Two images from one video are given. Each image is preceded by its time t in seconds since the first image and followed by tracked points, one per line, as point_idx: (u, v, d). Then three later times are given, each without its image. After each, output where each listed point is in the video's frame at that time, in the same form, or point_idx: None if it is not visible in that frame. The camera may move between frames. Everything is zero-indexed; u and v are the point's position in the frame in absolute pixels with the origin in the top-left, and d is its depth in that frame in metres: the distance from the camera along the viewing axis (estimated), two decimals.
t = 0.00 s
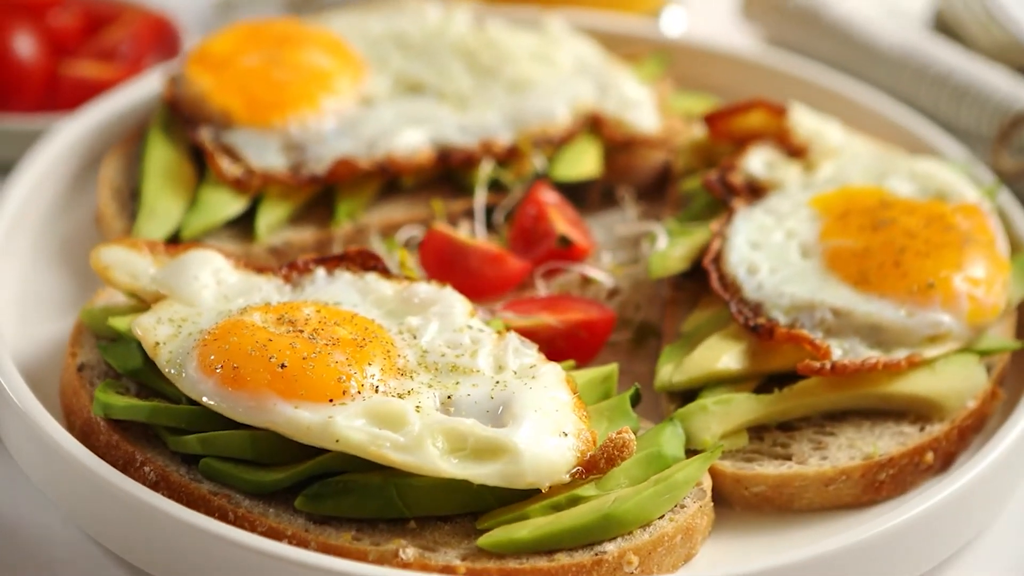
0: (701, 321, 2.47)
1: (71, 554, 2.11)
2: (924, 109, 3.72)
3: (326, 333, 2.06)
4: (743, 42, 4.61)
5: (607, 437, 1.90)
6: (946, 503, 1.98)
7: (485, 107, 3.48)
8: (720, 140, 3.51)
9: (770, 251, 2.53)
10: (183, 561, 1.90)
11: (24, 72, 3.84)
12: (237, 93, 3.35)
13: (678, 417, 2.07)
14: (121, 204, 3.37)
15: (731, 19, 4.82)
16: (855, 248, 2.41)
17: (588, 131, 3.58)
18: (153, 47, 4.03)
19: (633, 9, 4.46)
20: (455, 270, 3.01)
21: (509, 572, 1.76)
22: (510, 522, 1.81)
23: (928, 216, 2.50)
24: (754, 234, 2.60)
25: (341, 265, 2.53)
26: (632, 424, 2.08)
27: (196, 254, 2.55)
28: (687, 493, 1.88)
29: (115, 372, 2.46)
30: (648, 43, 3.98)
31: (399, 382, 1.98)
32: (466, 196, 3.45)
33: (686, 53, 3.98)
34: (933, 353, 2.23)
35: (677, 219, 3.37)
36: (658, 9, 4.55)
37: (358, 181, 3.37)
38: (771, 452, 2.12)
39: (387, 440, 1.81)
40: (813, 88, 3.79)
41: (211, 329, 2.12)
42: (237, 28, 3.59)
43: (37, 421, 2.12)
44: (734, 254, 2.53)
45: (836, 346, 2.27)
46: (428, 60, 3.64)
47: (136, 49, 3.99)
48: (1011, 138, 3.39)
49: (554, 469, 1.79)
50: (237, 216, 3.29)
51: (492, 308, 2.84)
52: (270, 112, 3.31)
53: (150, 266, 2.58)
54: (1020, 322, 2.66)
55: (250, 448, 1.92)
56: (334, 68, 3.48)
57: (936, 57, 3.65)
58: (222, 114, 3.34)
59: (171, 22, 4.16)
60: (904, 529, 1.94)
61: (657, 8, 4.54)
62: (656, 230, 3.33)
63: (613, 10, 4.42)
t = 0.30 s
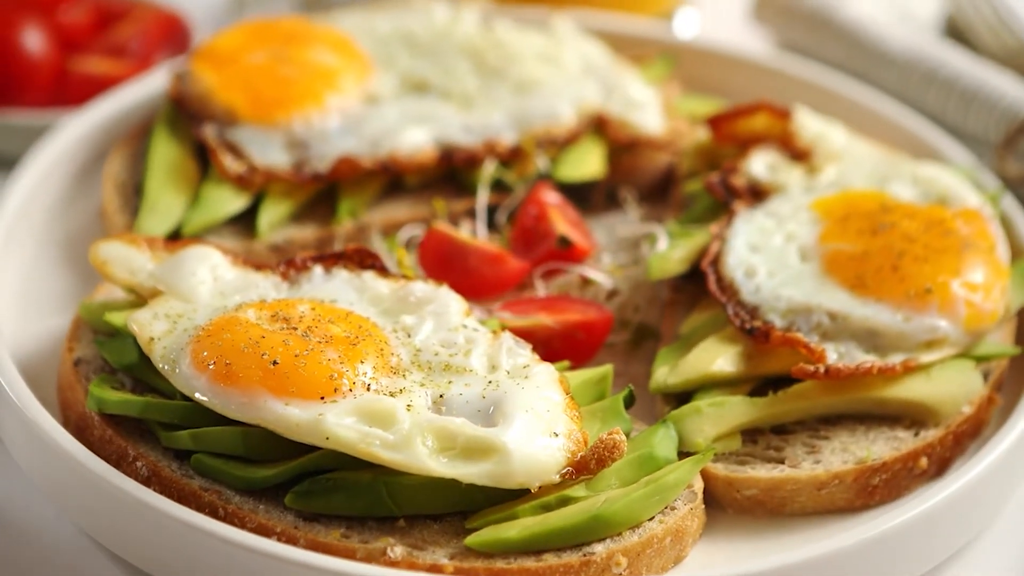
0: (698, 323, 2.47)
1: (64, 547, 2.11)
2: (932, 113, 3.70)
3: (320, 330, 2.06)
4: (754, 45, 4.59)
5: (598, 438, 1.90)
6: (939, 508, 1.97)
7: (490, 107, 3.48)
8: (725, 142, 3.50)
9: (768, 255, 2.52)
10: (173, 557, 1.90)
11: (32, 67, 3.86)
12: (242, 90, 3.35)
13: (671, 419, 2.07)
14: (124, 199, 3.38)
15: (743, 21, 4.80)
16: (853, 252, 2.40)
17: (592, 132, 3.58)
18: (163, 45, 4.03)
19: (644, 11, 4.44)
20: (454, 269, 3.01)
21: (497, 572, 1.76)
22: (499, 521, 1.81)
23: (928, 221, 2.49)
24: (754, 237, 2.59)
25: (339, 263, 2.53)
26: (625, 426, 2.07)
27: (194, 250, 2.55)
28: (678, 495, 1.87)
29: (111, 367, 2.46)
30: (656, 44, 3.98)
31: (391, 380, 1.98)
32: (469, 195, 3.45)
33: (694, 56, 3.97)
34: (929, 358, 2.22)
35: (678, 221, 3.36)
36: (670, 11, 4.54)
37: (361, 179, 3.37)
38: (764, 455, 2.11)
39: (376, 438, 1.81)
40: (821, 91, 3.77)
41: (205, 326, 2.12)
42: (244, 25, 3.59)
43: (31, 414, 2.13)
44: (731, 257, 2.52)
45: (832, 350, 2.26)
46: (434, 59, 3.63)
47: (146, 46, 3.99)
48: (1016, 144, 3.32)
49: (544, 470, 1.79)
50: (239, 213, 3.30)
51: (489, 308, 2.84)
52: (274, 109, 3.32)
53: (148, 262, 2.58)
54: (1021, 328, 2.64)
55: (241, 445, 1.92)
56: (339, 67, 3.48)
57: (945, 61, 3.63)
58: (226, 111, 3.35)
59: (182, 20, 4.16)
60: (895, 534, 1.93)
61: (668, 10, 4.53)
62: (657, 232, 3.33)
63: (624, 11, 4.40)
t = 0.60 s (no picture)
0: (695, 325, 2.46)
1: (56, 540, 2.11)
2: (940, 119, 3.68)
3: (312, 327, 2.06)
4: (768, 48, 4.57)
5: (588, 439, 1.89)
6: (929, 515, 1.96)
7: (496, 107, 3.47)
8: (730, 145, 3.49)
9: (767, 258, 2.51)
10: (161, 551, 1.90)
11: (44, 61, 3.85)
12: (247, 87, 3.36)
13: (662, 421, 2.06)
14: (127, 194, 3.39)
15: (756, 24, 4.78)
16: (851, 256, 2.39)
17: (598, 133, 3.57)
18: (174, 40, 4.04)
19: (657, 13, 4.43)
20: (453, 268, 3.01)
21: (482, 571, 1.75)
22: (486, 521, 1.81)
23: (929, 227, 2.48)
24: (753, 240, 2.58)
25: (336, 261, 2.53)
26: (617, 428, 2.06)
27: (193, 246, 2.56)
28: (667, 497, 1.86)
29: (107, 361, 2.47)
30: (666, 46, 3.97)
31: (382, 378, 1.98)
32: (471, 195, 3.44)
33: (703, 58, 3.96)
34: (925, 364, 2.20)
35: (680, 223, 3.35)
36: (684, 14, 4.53)
37: (364, 178, 3.37)
38: (756, 459, 2.10)
39: (364, 436, 1.80)
40: (830, 95, 3.76)
41: (199, 321, 2.12)
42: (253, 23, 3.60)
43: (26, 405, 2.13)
44: (730, 260, 2.51)
45: (827, 354, 2.24)
46: (442, 58, 3.63)
47: (157, 42, 4.00)
48: None
49: (532, 470, 1.78)
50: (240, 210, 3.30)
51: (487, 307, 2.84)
52: (279, 106, 3.32)
53: (146, 257, 2.59)
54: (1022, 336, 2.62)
55: (231, 440, 1.92)
56: (345, 65, 3.48)
57: (954, 66, 3.61)
58: (232, 108, 3.35)
59: (194, 16, 4.18)
60: (885, 540, 1.92)
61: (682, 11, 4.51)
62: (658, 234, 3.32)
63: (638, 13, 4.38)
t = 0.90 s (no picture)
0: (692, 327, 2.45)
1: (49, 534, 2.11)
2: (948, 124, 3.66)
3: (306, 325, 2.06)
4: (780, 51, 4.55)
5: (578, 440, 1.89)
6: (921, 520, 1.95)
7: (501, 107, 3.47)
8: (734, 148, 3.48)
9: (765, 261, 2.50)
10: (152, 547, 1.90)
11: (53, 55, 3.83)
12: (253, 85, 3.36)
13: (655, 423, 2.06)
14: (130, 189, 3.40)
15: (768, 27, 4.77)
16: (849, 260, 2.38)
17: (603, 134, 3.56)
18: (186, 36, 4.05)
19: (668, 14, 4.42)
20: (452, 268, 3.01)
21: (469, 570, 1.75)
22: (476, 520, 1.81)
23: (928, 232, 2.47)
24: (752, 242, 2.57)
25: (333, 258, 2.53)
26: (609, 429, 2.05)
27: (191, 242, 2.56)
28: (657, 499, 1.86)
29: (103, 357, 2.47)
30: (674, 48, 3.96)
31: (375, 376, 1.98)
32: (474, 195, 3.44)
33: (712, 60, 3.95)
34: (921, 369, 2.19)
35: (682, 225, 3.34)
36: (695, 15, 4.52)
37: (367, 176, 3.37)
38: (749, 462, 2.09)
39: (354, 434, 1.80)
40: (839, 99, 3.74)
41: (194, 317, 2.13)
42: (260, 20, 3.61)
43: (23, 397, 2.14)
44: (728, 262, 2.50)
45: (822, 358, 2.23)
46: (448, 58, 3.64)
47: (168, 38, 4.02)
48: None
49: (521, 469, 1.78)
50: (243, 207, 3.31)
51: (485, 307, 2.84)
52: (284, 104, 3.32)
53: (144, 252, 2.60)
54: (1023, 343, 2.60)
55: (222, 436, 1.92)
56: (351, 63, 3.48)
57: (964, 71, 3.59)
58: (236, 105, 3.36)
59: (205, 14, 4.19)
60: (876, 544, 1.91)
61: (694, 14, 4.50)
62: (659, 235, 3.31)
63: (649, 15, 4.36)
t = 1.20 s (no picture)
0: (690, 329, 2.45)
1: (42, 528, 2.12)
2: (956, 130, 3.64)
3: (299, 322, 2.06)
4: (792, 54, 4.53)
5: (569, 441, 1.89)
6: (911, 525, 1.94)
7: (506, 107, 3.47)
8: (739, 151, 3.47)
9: (764, 264, 2.49)
10: (142, 541, 1.90)
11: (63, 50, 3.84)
12: (258, 81, 3.36)
13: (647, 425, 2.05)
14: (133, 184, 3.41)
15: (781, 30, 4.75)
16: (847, 265, 2.37)
17: (608, 135, 3.56)
18: (198, 32, 4.06)
19: (680, 17, 4.40)
20: (451, 267, 3.01)
21: (455, 569, 1.75)
22: (464, 519, 1.80)
23: (927, 237, 2.46)
24: (751, 245, 2.56)
25: (330, 256, 2.53)
26: (600, 431, 2.05)
27: (189, 237, 2.56)
28: (646, 501, 1.85)
29: (99, 350, 2.48)
30: (684, 50, 3.95)
31: (367, 373, 1.98)
32: (477, 194, 3.44)
33: (721, 62, 3.94)
34: (915, 375, 2.17)
35: (683, 228, 3.33)
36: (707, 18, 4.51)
37: (370, 174, 3.37)
38: (740, 465, 2.09)
39: (343, 431, 1.81)
40: (847, 103, 3.73)
41: (188, 313, 2.13)
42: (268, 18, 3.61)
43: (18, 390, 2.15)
44: (726, 265, 2.50)
45: (816, 362, 2.22)
46: (456, 57, 3.63)
47: (180, 34, 4.03)
48: None
49: (509, 469, 1.78)
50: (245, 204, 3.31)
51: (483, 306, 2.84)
52: (289, 101, 3.33)
53: (143, 247, 2.61)
54: None
55: (213, 431, 1.92)
56: (357, 61, 3.48)
57: (972, 77, 3.56)
58: (242, 101, 3.36)
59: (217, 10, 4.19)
60: (865, 549, 1.91)
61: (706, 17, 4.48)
62: (660, 237, 3.30)
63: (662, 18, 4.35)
